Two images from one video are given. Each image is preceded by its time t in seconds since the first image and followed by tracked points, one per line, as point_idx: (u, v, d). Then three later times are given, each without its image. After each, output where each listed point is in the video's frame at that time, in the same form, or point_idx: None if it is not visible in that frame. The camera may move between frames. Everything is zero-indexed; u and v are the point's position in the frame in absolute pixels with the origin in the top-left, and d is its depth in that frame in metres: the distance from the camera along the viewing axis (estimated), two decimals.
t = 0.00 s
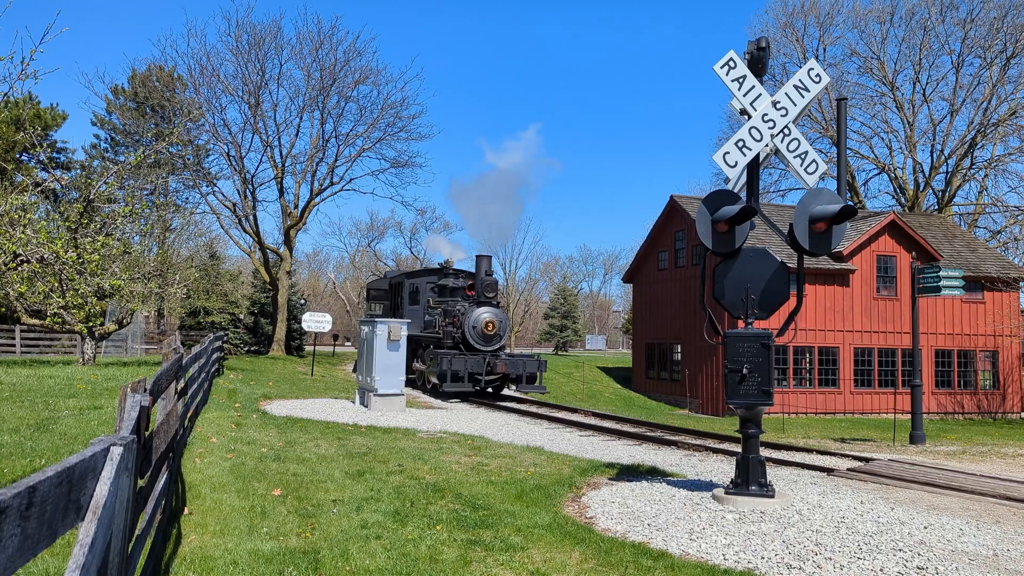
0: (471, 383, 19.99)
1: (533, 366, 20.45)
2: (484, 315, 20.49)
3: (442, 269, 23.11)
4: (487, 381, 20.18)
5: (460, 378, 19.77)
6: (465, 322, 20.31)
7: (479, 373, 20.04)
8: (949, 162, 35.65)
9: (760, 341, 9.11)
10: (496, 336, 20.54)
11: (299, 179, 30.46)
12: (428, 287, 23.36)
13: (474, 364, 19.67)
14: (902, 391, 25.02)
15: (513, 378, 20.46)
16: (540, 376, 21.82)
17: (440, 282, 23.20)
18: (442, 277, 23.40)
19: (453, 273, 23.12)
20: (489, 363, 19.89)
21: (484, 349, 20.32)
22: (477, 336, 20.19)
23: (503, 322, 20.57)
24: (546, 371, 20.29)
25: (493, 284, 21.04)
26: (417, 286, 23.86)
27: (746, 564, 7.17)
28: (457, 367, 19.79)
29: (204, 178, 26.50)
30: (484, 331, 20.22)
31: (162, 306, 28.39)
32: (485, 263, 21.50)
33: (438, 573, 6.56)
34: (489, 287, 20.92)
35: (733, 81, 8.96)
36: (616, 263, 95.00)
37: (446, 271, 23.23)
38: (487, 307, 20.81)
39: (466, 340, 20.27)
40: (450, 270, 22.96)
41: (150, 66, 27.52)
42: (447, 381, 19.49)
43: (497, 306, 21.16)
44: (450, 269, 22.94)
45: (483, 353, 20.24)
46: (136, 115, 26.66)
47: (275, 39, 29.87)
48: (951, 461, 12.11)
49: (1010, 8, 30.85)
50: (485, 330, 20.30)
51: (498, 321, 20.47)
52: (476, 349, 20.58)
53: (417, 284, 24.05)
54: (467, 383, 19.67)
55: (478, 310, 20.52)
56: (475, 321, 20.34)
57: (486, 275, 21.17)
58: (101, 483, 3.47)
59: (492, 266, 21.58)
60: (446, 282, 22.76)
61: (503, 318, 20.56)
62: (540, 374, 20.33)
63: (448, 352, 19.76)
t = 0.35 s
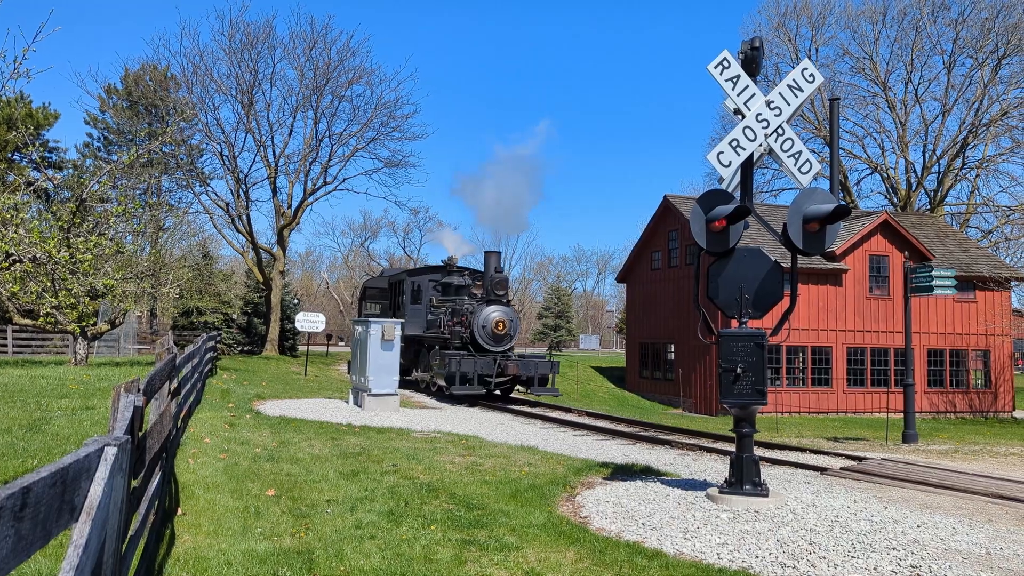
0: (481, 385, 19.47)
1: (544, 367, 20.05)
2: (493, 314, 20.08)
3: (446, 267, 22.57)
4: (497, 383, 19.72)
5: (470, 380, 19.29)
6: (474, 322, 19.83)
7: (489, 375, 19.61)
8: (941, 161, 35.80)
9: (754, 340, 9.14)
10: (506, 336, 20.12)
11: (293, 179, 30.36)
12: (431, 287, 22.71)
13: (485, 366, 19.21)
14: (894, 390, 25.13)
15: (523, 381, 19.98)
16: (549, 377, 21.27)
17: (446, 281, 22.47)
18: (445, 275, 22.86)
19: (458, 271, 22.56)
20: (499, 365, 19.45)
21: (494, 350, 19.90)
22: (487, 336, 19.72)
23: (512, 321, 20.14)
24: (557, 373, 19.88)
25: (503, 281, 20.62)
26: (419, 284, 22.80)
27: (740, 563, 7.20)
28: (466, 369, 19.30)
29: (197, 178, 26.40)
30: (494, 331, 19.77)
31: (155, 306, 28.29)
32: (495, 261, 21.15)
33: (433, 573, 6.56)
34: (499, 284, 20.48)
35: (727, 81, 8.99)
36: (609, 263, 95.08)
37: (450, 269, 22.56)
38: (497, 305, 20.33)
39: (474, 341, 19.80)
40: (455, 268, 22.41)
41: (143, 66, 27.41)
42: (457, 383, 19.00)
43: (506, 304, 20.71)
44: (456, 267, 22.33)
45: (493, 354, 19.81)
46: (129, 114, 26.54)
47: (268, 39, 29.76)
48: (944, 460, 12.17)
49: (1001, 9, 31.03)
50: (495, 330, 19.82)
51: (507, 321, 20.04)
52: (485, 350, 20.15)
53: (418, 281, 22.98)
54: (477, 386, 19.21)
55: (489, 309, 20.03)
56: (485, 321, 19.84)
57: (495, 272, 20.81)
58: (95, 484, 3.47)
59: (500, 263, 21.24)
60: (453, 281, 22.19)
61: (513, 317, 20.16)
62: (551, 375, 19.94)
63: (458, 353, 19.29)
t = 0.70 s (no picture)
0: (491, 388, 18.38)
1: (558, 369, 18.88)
2: (502, 312, 18.87)
3: (447, 264, 22.12)
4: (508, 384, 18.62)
5: (479, 383, 18.21)
6: (482, 321, 18.69)
7: (499, 377, 18.51)
8: (928, 161, 36.00)
9: (743, 339, 9.17)
10: (516, 335, 19.01)
11: (281, 178, 30.21)
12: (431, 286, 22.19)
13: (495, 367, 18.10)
14: (882, 389, 25.27)
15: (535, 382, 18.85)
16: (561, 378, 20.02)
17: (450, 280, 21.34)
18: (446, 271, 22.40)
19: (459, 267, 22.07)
20: (510, 366, 18.33)
21: (503, 351, 18.82)
22: (496, 336, 18.63)
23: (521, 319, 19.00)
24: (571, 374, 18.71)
25: (512, 278, 19.25)
26: (418, 282, 22.37)
27: (730, 561, 7.22)
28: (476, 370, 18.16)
29: (185, 177, 26.25)
30: (503, 330, 18.68)
31: (142, 306, 28.10)
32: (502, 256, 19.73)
33: (423, 573, 6.54)
34: (508, 281, 19.14)
35: (716, 81, 9.02)
36: (599, 263, 95.18)
37: (452, 267, 22.05)
38: (506, 303, 19.11)
39: (483, 341, 18.66)
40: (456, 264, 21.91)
41: (130, 64, 27.23)
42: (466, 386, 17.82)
43: (515, 302, 19.45)
44: (457, 264, 21.79)
45: (502, 354, 18.71)
46: (117, 112, 26.37)
47: (256, 37, 29.60)
48: (932, 458, 12.25)
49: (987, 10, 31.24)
50: (504, 329, 18.73)
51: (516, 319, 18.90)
52: (494, 350, 19.06)
53: (417, 279, 22.45)
54: (487, 388, 18.15)
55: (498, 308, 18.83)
56: (493, 320, 18.70)
57: (503, 268, 19.41)
58: (82, 485, 3.43)
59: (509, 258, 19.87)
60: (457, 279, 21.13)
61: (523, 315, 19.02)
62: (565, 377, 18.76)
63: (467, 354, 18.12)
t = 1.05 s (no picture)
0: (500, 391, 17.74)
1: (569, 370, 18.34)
2: (511, 310, 18.40)
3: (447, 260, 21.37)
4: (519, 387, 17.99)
5: (488, 385, 17.54)
6: (490, 320, 18.15)
7: (509, 378, 17.91)
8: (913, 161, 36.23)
9: (730, 338, 9.20)
10: (525, 335, 18.49)
11: (268, 177, 30.08)
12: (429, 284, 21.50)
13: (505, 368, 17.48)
14: (867, 387, 25.42)
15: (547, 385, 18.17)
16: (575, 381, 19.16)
17: (453, 276, 20.63)
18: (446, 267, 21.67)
19: (459, 263, 21.35)
20: (521, 367, 17.73)
21: (513, 351, 18.28)
22: (505, 335, 18.16)
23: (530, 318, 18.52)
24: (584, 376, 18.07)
25: (522, 273, 18.74)
26: (417, 279, 21.63)
27: (717, 560, 7.24)
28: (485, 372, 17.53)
29: (171, 176, 26.09)
30: (512, 329, 18.19)
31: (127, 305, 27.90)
32: (510, 251, 19.13)
33: (410, 573, 6.52)
34: (517, 277, 18.60)
35: (704, 80, 9.05)
36: (586, 262, 95.37)
37: (453, 262, 21.19)
38: (515, 301, 18.59)
39: (491, 341, 18.12)
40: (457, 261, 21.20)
41: (115, 62, 27.04)
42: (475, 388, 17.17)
43: (524, 299, 18.92)
44: (458, 260, 20.89)
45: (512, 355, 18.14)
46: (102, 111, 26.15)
47: (242, 35, 29.45)
48: (917, 456, 12.33)
49: (971, 11, 31.46)
50: (514, 328, 18.23)
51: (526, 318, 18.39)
52: (502, 351, 18.47)
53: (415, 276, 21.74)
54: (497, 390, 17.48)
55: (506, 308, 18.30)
56: (502, 318, 18.24)
57: (512, 265, 18.89)
58: (64, 486, 3.40)
59: (517, 253, 19.39)
60: (461, 275, 20.41)
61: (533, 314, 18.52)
62: (577, 378, 18.21)
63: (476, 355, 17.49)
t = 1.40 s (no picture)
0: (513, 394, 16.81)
1: (584, 372, 17.43)
2: (523, 310, 17.47)
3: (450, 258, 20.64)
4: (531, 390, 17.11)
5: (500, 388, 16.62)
6: (500, 320, 17.31)
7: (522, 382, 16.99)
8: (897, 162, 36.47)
9: (716, 338, 9.23)
10: (538, 335, 17.65)
11: (254, 177, 29.94)
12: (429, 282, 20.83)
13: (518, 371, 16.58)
14: (851, 387, 25.58)
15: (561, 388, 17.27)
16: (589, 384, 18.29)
17: (457, 274, 19.97)
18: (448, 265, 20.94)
19: (463, 260, 20.61)
20: (534, 369, 16.83)
21: (523, 352, 17.53)
22: (517, 336, 17.35)
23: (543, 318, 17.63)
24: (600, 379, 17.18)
25: (533, 270, 17.85)
26: (417, 277, 20.93)
27: (703, 559, 7.26)
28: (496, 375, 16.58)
29: (155, 176, 25.95)
30: (525, 330, 17.35)
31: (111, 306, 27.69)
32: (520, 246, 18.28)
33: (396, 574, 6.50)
34: (529, 275, 17.73)
35: (689, 81, 9.08)
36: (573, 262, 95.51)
37: (455, 259, 20.53)
38: (526, 300, 17.72)
39: (502, 342, 17.27)
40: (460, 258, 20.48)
41: (99, 61, 26.86)
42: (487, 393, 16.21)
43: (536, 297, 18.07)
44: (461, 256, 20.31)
45: (525, 358, 17.15)
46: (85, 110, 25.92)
47: (227, 34, 29.33)
48: (901, 455, 12.40)
49: (954, 13, 31.72)
50: (526, 329, 17.39)
51: (539, 318, 17.52)
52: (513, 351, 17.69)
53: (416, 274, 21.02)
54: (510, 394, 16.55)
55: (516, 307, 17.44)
56: (513, 318, 17.38)
57: (524, 261, 18.07)
58: (47, 487, 3.37)
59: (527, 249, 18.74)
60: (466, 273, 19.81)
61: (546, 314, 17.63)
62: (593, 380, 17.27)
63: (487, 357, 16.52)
